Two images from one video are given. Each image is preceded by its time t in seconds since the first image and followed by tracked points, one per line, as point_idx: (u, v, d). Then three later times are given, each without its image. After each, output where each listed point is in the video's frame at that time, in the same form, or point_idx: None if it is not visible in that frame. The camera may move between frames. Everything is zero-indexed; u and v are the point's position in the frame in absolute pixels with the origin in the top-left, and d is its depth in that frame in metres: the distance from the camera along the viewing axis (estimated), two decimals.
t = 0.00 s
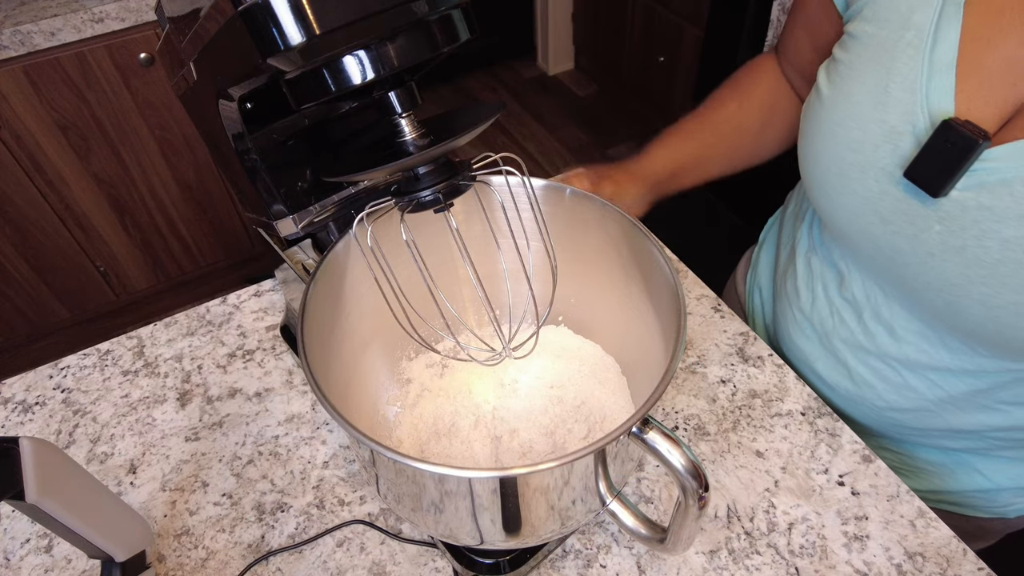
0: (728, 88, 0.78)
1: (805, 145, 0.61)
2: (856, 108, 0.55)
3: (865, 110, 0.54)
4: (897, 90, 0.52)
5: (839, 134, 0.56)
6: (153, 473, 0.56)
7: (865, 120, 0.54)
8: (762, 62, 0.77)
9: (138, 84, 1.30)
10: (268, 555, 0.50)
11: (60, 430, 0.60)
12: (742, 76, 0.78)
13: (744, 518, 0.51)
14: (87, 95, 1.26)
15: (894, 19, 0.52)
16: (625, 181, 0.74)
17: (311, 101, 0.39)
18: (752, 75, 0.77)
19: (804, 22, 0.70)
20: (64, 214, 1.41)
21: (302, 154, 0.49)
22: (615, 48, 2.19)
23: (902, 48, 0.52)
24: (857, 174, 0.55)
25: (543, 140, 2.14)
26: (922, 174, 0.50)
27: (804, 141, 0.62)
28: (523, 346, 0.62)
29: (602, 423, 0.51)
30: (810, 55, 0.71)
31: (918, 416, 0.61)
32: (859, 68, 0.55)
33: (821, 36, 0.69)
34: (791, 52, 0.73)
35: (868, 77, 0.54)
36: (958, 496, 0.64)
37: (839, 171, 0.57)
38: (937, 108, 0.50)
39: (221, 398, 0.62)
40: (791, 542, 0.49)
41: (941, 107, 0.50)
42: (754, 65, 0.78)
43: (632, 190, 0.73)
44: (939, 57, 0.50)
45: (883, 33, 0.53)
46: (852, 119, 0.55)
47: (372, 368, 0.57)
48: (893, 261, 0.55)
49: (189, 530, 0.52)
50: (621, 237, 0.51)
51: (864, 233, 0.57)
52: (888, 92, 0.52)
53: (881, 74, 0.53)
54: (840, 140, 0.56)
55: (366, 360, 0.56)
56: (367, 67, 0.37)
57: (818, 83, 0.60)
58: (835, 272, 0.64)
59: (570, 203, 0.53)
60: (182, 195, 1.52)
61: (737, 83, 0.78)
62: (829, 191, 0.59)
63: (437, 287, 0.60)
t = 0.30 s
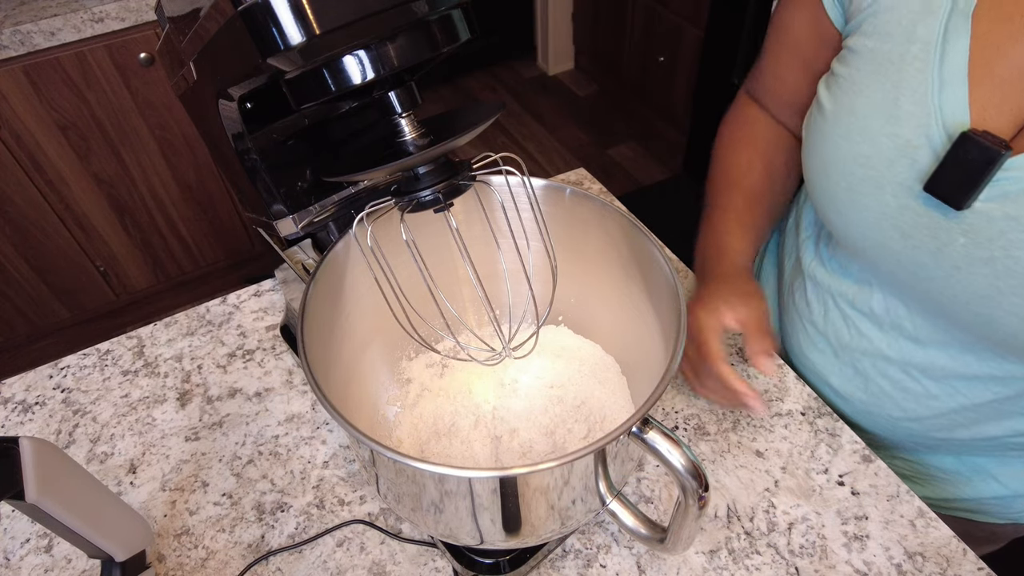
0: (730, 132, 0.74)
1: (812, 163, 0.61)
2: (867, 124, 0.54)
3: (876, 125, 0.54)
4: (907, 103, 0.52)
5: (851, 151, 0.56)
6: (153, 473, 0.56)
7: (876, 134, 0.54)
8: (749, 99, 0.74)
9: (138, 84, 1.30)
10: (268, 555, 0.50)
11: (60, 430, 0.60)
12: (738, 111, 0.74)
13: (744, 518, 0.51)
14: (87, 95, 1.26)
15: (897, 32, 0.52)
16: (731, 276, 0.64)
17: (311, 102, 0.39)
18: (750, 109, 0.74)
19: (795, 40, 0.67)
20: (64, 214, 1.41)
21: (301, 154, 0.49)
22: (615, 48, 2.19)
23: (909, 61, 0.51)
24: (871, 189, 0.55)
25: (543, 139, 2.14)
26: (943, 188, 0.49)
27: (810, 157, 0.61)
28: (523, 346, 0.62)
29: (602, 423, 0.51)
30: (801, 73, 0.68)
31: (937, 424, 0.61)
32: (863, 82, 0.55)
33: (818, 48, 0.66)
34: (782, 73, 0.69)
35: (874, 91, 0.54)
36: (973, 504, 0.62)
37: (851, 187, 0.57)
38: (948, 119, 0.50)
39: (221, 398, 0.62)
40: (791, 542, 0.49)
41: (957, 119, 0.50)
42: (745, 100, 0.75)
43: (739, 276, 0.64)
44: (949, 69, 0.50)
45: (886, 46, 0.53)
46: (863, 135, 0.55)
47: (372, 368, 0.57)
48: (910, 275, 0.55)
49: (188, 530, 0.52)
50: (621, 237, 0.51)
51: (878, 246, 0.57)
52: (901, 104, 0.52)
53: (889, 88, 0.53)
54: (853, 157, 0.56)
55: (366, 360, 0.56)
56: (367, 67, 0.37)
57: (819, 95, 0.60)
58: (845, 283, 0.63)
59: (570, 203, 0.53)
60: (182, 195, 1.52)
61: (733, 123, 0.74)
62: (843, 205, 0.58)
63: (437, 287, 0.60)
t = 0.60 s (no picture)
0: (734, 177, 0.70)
1: (818, 176, 0.60)
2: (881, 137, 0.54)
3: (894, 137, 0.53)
4: (925, 113, 0.51)
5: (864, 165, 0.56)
6: (153, 473, 0.56)
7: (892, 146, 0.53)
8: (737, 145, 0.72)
9: (138, 84, 1.30)
10: (268, 555, 0.50)
11: (60, 430, 0.60)
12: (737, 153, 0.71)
13: (744, 518, 0.51)
14: (87, 95, 1.26)
15: (909, 42, 0.52)
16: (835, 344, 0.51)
17: (311, 102, 0.39)
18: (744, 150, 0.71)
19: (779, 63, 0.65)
20: (64, 214, 1.41)
21: (301, 154, 0.50)
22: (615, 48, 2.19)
23: (924, 72, 0.51)
24: (891, 204, 0.55)
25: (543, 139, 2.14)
26: (976, 201, 0.49)
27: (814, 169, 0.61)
28: (523, 346, 0.62)
29: (602, 423, 0.51)
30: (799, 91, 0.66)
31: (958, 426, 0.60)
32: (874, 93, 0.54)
33: (812, 60, 0.64)
34: (780, 99, 0.67)
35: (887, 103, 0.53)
36: (985, 505, 0.62)
37: (874, 204, 0.56)
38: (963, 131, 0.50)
39: (221, 398, 0.62)
40: (791, 542, 0.49)
41: (982, 128, 0.49)
42: (737, 143, 0.72)
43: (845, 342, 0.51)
44: (967, 75, 0.49)
45: (898, 57, 0.53)
46: (879, 148, 0.54)
47: (372, 368, 0.57)
48: (931, 289, 0.55)
49: (188, 530, 0.52)
50: (621, 237, 0.51)
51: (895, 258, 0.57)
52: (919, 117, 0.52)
53: (907, 100, 0.52)
54: (867, 171, 0.55)
55: (366, 360, 0.56)
56: (367, 67, 0.37)
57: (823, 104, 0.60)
58: (855, 285, 0.64)
59: (570, 203, 0.53)
60: (182, 195, 1.52)
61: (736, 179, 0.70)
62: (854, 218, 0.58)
63: (437, 287, 0.60)
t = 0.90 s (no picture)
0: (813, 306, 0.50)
1: (871, 238, 0.54)
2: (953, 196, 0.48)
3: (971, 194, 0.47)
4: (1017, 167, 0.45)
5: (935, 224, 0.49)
6: (152, 473, 0.56)
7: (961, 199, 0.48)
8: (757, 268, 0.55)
9: (138, 84, 1.30)
10: (268, 555, 0.50)
11: (60, 430, 0.60)
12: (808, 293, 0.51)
13: (744, 518, 0.51)
14: (87, 95, 1.26)
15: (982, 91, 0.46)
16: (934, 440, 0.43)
17: (311, 102, 0.39)
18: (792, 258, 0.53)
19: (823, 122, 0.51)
20: (64, 214, 1.41)
21: (301, 154, 0.50)
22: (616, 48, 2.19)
23: (1004, 120, 0.45)
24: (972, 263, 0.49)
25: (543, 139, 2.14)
26: None
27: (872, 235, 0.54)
28: (523, 346, 0.62)
29: (602, 423, 0.52)
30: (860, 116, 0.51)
31: None
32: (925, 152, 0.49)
33: (866, 119, 0.51)
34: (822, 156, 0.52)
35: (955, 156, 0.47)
36: None
37: (967, 269, 0.49)
38: None
39: (221, 398, 0.62)
40: (791, 542, 0.49)
41: None
42: (783, 275, 0.53)
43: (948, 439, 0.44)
44: None
45: (968, 103, 0.46)
46: (959, 210, 0.48)
47: (372, 368, 0.57)
48: (958, 308, 0.51)
49: (188, 530, 0.52)
50: (621, 237, 0.51)
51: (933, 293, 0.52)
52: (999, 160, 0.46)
53: (993, 153, 0.46)
54: (949, 239, 0.49)
55: (366, 360, 0.56)
56: (367, 67, 0.37)
57: (875, 166, 0.53)
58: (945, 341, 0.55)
59: (570, 203, 0.53)
60: (182, 195, 1.52)
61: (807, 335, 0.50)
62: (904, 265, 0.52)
63: (437, 287, 0.60)
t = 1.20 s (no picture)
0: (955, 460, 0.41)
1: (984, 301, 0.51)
2: None
3: None
4: None
5: None
6: (152, 473, 0.56)
7: None
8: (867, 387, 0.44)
9: (138, 84, 1.30)
10: (268, 555, 0.50)
11: (60, 430, 0.60)
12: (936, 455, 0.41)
13: (744, 518, 0.51)
14: (87, 95, 1.26)
15: None
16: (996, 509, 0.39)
17: (311, 102, 0.39)
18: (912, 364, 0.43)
19: (904, 182, 0.42)
20: (64, 214, 1.41)
21: (301, 154, 0.50)
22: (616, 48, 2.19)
23: None
24: None
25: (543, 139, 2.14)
26: None
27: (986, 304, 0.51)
28: (523, 346, 0.62)
29: (602, 422, 0.52)
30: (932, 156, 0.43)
31: None
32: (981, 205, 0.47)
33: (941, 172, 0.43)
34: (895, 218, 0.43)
35: None
36: None
37: None
38: None
39: (221, 398, 0.62)
40: (791, 542, 0.49)
41: None
42: (901, 415, 0.43)
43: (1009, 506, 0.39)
44: None
45: None
46: None
47: (372, 368, 0.57)
48: None
49: (188, 530, 0.52)
50: (621, 237, 0.51)
51: None
52: None
53: None
54: None
55: (366, 360, 0.56)
56: (367, 67, 0.37)
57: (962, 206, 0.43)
58: None
59: (570, 203, 0.53)
60: (182, 195, 1.52)
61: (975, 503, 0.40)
62: (986, 317, 0.52)
63: (437, 287, 0.60)
